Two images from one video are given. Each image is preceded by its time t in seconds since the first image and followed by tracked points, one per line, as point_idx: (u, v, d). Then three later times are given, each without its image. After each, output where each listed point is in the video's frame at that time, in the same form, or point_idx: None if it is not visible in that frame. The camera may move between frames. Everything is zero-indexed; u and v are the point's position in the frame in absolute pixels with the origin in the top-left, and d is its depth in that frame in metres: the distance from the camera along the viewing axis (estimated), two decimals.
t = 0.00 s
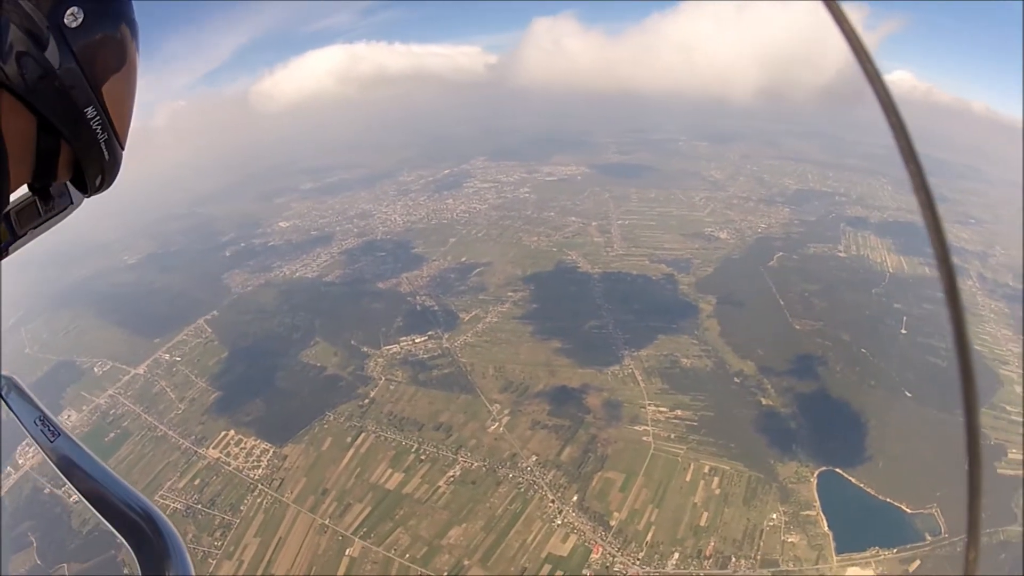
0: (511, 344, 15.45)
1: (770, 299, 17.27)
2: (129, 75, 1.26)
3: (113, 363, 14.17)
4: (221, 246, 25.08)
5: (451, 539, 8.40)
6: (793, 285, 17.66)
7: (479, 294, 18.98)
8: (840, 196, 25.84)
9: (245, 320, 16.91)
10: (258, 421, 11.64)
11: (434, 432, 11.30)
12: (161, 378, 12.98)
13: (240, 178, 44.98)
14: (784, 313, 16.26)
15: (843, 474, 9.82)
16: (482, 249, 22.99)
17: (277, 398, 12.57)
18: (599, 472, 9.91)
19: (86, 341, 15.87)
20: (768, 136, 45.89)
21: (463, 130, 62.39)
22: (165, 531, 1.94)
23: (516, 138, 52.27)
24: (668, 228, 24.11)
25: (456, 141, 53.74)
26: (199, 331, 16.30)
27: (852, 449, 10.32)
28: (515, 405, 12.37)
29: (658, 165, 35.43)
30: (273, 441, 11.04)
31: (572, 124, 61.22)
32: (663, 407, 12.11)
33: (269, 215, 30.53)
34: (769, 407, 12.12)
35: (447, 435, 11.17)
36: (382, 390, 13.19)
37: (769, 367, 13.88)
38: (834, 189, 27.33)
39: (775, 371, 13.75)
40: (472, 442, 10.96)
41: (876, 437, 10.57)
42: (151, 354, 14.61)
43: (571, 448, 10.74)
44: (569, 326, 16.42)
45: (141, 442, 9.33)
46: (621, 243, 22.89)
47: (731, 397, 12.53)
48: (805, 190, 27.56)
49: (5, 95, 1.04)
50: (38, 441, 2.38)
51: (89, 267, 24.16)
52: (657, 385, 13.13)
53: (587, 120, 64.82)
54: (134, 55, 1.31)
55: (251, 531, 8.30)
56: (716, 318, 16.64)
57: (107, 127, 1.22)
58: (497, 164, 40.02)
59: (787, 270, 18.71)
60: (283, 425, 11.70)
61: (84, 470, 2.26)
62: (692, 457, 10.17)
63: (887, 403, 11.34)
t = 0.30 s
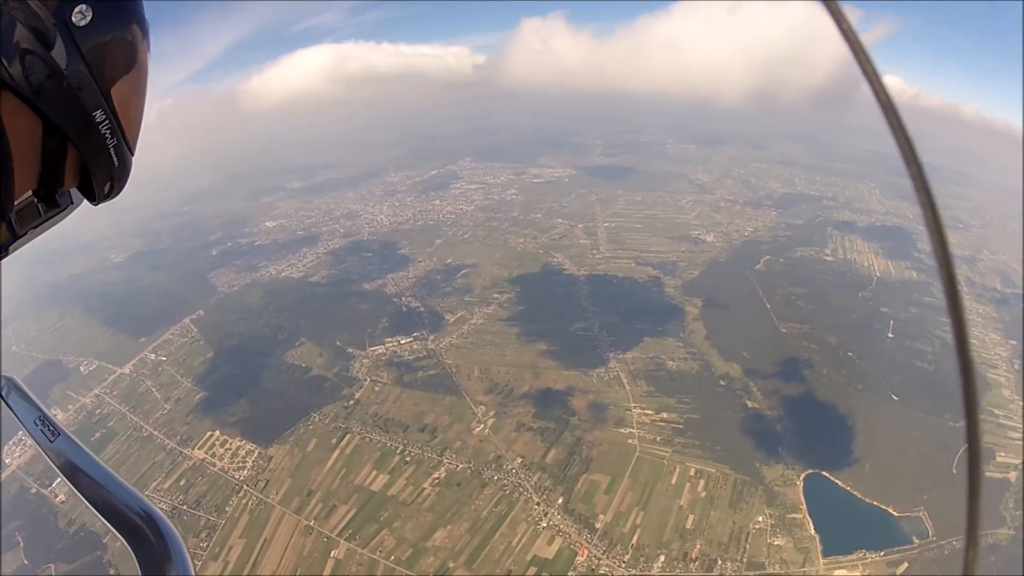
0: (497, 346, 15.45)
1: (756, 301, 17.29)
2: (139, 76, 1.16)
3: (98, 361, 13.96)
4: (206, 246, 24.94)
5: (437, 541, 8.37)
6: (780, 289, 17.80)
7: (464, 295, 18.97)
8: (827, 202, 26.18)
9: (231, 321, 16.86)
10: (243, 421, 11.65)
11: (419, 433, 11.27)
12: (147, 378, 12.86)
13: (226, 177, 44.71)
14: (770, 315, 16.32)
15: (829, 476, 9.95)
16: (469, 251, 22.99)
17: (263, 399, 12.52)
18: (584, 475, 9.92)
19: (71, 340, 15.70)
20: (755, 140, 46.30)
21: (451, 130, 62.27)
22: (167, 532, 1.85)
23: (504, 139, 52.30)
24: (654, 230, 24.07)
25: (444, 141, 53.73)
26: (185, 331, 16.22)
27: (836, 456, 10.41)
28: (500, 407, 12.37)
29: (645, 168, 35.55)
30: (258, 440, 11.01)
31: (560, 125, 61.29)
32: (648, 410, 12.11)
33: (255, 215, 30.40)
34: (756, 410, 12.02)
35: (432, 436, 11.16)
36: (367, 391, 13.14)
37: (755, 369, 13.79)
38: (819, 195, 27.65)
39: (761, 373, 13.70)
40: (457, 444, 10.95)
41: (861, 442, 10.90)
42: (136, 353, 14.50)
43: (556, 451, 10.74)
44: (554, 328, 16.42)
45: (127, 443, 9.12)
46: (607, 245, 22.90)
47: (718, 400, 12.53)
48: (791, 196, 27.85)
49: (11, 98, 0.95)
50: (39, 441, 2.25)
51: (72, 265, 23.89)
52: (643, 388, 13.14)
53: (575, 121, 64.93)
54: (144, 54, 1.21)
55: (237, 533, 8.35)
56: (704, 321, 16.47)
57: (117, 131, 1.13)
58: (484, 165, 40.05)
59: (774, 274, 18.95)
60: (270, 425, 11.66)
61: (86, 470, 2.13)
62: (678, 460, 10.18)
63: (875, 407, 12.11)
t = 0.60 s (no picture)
0: (486, 347, 15.45)
1: (745, 303, 17.32)
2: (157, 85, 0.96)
3: (87, 360, 13.86)
4: (195, 245, 24.83)
5: (425, 542, 8.35)
6: (770, 291, 17.86)
7: (453, 296, 18.97)
8: (816, 205, 26.32)
9: (220, 320, 16.80)
10: (232, 421, 11.59)
11: (407, 434, 11.24)
12: (135, 378, 12.80)
13: (214, 176, 44.52)
14: (759, 317, 16.35)
15: (819, 479, 9.97)
16: (458, 251, 23.00)
17: (251, 399, 12.46)
18: (573, 477, 9.91)
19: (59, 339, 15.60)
20: (745, 142, 46.58)
21: (442, 130, 62.26)
22: (175, 541, 0.89)
23: (495, 139, 52.37)
24: (643, 232, 24.11)
25: (435, 141, 53.76)
26: (174, 330, 16.15)
27: (827, 459, 10.43)
28: (489, 408, 12.35)
29: (634, 169, 35.64)
30: (246, 440, 10.96)
31: (551, 126, 61.40)
32: (637, 412, 12.10)
33: (245, 214, 30.31)
34: (745, 412, 12.05)
35: (420, 437, 11.14)
36: (356, 392, 13.10)
37: (743, 371, 13.79)
38: (809, 197, 27.77)
39: (750, 375, 13.70)
40: (445, 445, 10.93)
41: (851, 444, 10.96)
42: (125, 353, 14.43)
43: (544, 452, 10.74)
44: (543, 329, 16.44)
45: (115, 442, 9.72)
46: (596, 246, 22.92)
47: (707, 402, 12.54)
48: (781, 198, 27.99)
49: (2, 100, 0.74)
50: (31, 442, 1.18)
51: (59, 263, 23.71)
52: (632, 389, 13.13)
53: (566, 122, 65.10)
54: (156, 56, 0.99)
55: (225, 533, 8.37)
56: (693, 323, 16.48)
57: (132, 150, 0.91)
58: (474, 165, 40.10)
59: (763, 276, 19.02)
60: (258, 425, 11.60)
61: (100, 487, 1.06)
62: (667, 461, 10.17)
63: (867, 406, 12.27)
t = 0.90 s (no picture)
0: (483, 351, 15.45)
1: (743, 307, 17.33)
2: (173, 106, 1.08)
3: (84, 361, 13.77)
4: (193, 247, 24.80)
5: (422, 547, 8.35)
6: (768, 296, 17.89)
7: (450, 299, 19.00)
8: (814, 208, 26.34)
9: (217, 322, 16.78)
10: (229, 424, 11.56)
11: (404, 438, 11.24)
12: (132, 380, 12.76)
13: (212, 178, 44.49)
14: (756, 321, 16.37)
15: (818, 485, 9.94)
16: (456, 255, 23.02)
17: (248, 402, 12.40)
18: (570, 481, 9.90)
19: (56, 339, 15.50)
20: (743, 146, 46.66)
21: (440, 134, 62.32)
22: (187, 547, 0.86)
23: (493, 143, 52.44)
24: (641, 236, 24.13)
25: (433, 144, 53.81)
26: (171, 333, 16.13)
27: (825, 464, 10.42)
28: (486, 412, 12.35)
29: (632, 172, 35.67)
30: (243, 443, 10.91)
31: (549, 129, 61.48)
32: (634, 416, 12.08)
33: (242, 216, 30.31)
34: (742, 416, 12.07)
35: (417, 441, 11.15)
36: (353, 395, 13.13)
37: (741, 375, 13.81)
38: (807, 201, 27.80)
39: (747, 379, 13.70)
40: (442, 450, 10.92)
41: (850, 449, 10.98)
42: (122, 356, 14.40)
43: (541, 456, 10.74)
44: (540, 333, 16.44)
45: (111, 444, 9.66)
46: (594, 250, 22.94)
47: (705, 407, 12.53)
48: (779, 202, 28.03)
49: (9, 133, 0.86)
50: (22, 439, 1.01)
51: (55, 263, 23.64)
52: (630, 394, 13.11)
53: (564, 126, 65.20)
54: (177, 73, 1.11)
55: (221, 537, 8.36)
56: (691, 327, 16.48)
57: (138, 182, 1.06)
58: (472, 169, 40.16)
59: (760, 280, 19.04)
60: (255, 427, 11.57)
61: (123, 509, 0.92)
62: (665, 466, 10.16)
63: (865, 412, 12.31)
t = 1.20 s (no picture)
0: (485, 358, 15.45)
1: (745, 318, 17.34)
2: (158, 116, 1.39)
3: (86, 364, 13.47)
4: (195, 251, 24.70)
5: (422, 553, 8.35)
6: (770, 307, 17.91)
7: (453, 307, 19.03)
8: (817, 219, 26.35)
9: (219, 326, 16.72)
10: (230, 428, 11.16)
11: (405, 445, 11.27)
12: (133, 381, 12.63)
13: (214, 182, 44.35)
14: (758, 331, 16.41)
15: (819, 497, 9.88)
16: (459, 262, 23.04)
17: (251, 406, 12.19)
18: (571, 491, 9.88)
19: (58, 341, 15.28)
20: (747, 156, 46.69)
21: (443, 141, 62.35)
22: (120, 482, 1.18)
23: (496, 150, 52.48)
24: (644, 245, 24.11)
25: (436, 151, 53.83)
26: (173, 336, 16.04)
27: (827, 475, 10.41)
28: (487, 420, 12.36)
29: (635, 181, 35.66)
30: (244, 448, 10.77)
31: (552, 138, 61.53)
32: (636, 425, 12.08)
33: (245, 222, 30.25)
34: (743, 427, 12.07)
35: (419, 449, 11.18)
36: (354, 401, 13.17)
37: (742, 385, 13.84)
38: (810, 211, 27.81)
39: (749, 390, 13.72)
40: (443, 457, 10.92)
41: (850, 459, 11.02)
42: (123, 356, 14.01)
43: (542, 465, 10.75)
44: (543, 342, 16.44)
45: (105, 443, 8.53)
46: (597, 260, 22.94)
47: (707, 416, 12.52)
48: (782, 212, 28.03)
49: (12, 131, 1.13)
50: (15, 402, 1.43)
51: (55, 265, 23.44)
52: (631, 402, 13.10)
53: (567, 134, 65.25)
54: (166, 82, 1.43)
55: (221, 540, 7.78)
56: (693, 337, 16.47)
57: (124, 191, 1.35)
58: (475, 176, 40.18)
59: (762, 291, 19.04)
60: (256, 432, 11.50)
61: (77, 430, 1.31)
62: (666, 476, 10.16)
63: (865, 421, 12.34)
